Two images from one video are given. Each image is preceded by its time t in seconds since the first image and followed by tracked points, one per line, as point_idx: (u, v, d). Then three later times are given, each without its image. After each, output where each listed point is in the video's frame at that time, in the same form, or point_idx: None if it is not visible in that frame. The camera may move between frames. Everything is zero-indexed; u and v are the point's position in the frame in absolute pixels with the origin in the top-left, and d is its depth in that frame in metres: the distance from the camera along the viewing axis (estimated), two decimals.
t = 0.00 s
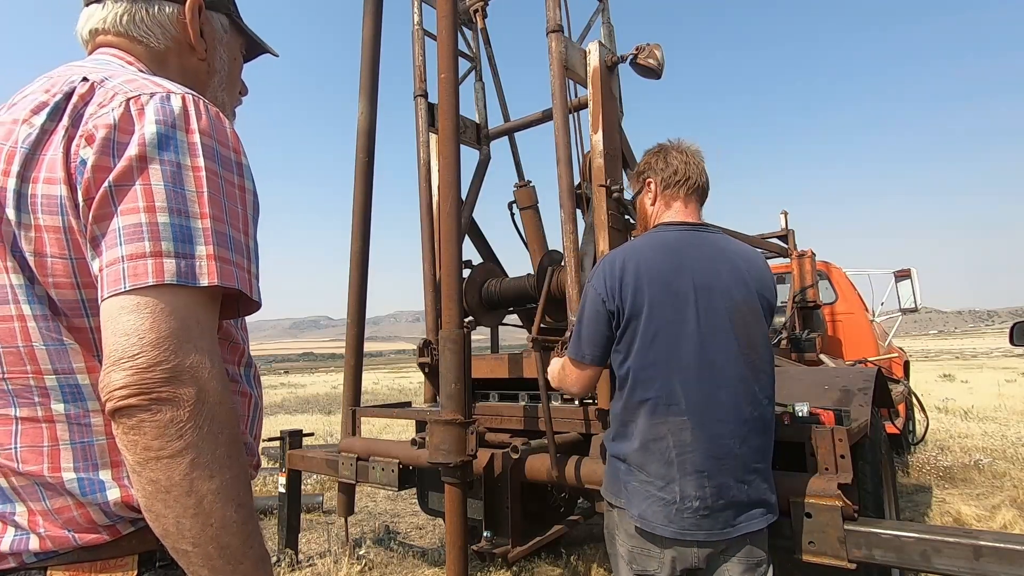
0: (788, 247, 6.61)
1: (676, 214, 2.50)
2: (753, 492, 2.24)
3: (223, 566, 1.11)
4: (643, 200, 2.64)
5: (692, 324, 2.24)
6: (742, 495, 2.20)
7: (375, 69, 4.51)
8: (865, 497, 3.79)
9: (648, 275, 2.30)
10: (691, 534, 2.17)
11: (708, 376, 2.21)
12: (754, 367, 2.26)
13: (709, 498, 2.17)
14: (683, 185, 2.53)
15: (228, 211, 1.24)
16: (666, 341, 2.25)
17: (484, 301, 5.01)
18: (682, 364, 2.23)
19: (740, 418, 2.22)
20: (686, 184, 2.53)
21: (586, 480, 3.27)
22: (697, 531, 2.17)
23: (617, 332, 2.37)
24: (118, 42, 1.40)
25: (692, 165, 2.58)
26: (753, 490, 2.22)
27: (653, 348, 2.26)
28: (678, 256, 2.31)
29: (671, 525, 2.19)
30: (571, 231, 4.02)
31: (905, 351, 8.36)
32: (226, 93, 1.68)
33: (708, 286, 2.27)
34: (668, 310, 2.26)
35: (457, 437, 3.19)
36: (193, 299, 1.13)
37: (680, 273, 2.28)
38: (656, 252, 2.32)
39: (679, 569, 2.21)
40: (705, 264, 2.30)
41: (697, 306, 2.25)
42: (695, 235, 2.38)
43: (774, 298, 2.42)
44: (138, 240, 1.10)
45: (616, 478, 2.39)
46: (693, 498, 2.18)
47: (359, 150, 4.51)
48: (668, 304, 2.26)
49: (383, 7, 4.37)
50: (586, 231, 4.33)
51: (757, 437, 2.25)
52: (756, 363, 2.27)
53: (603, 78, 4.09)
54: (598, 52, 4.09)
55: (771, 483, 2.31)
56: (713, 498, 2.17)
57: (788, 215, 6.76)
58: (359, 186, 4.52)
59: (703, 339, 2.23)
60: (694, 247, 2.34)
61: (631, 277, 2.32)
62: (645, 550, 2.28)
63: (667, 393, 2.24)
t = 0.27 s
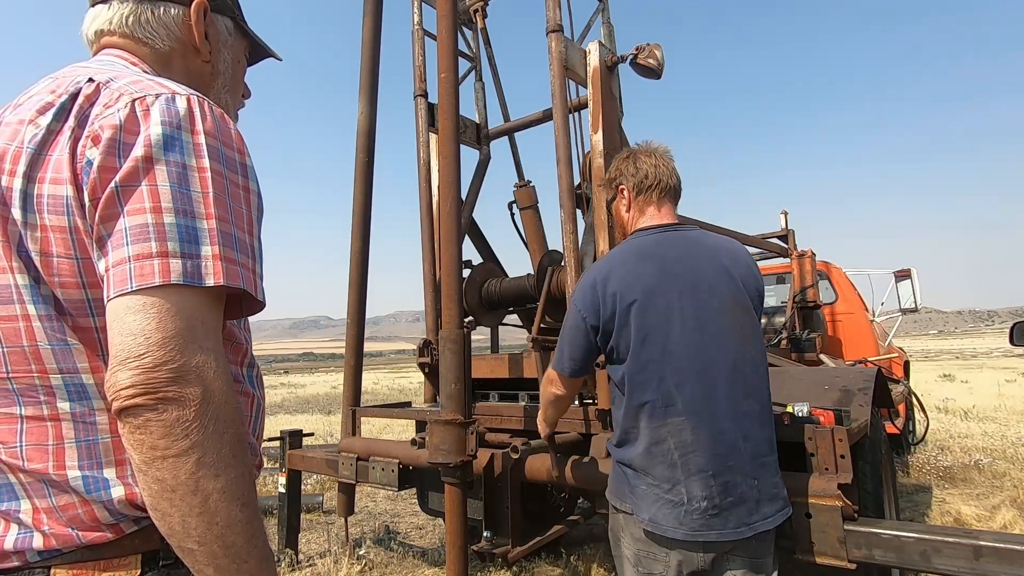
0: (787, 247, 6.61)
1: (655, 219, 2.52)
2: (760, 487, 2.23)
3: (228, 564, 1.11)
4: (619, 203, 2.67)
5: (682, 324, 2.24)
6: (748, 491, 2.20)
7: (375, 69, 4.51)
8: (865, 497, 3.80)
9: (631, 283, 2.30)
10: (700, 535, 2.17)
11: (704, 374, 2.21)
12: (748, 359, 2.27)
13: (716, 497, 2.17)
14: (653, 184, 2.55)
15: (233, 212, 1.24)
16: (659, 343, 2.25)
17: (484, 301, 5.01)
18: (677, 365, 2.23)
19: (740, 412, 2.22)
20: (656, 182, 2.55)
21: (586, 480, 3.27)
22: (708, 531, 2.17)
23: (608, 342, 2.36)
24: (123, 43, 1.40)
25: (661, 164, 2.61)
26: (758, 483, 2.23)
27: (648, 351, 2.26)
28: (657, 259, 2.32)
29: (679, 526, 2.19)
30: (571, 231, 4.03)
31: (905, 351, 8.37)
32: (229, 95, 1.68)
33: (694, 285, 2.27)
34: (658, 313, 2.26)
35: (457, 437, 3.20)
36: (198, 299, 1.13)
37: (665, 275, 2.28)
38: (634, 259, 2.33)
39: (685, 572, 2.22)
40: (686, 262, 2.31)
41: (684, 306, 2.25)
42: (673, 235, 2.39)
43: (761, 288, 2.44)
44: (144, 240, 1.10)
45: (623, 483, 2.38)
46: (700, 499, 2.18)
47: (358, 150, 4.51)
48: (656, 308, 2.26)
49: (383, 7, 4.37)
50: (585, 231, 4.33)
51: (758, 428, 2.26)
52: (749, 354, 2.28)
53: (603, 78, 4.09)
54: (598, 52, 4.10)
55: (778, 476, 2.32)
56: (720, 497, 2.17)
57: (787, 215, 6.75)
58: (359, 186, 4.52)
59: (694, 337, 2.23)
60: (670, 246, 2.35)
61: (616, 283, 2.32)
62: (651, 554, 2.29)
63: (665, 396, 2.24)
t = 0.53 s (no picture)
0: (788, 247, 6.61)
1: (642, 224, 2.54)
2: (754, 481, 2.23)
3: (227, 563, 1.11)
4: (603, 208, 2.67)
5: (665, 323, 2.25)
6: (743, 485, 2.19)
7: (375, 69, 4.51)
8: (865, 497, 3.80)
9: (611, 287, 2.32)
10: (696, 530, 2.16)
11: (690, 370, 2.21)
12: (734, 352, 2.27)
13: (710, 492, 2.16)
14: (636, 188, 2.55)
15: (232, 211, 1.24)
16: (643, 344, 2.26)
17: (484, 301, 5.01)
18: (663, 364, 2.23)
19: (729, 406, 2.22)
20: (638, 186, 2.55)
21: (586, 480, 3.27)
22: (705, 526, 2.16)
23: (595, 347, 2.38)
24: (122, 43, 1.40)
25: (641, 166, 2.61)
26: (753, 477, 2.22)
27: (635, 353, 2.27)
28: (635, 261, 2.34)
29: (675, 523, 2.18)
30: (571, 231, 4.03)
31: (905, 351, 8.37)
32: (228, 95, 1.68)
33: (676, 283, 2.29)
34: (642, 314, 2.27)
35: (457, 437, 3.19)
36: (197, 298, 1.13)
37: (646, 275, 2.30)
38: (613, 263, 2.35)
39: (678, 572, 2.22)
40: (664, 262, 2.33)
41: (666, 305, 2.26)
42: (651, 237, 2.42)
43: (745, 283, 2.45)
44: (143, 239, 1.10)
45: (621, 483, 2.38)
46: (694, 494, 2.17)
47: (359, 150, 4.51)
48: (638, 309, 2.28)
49: (383, 7, 4.37)
50: (586, 231, 4.33)
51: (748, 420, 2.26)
52: (735, 347, 2.28)
53: (603, 78, 4.09)
54: (598, 52, 4.10)
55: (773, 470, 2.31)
56: (714, 491, 2.16)
57: (788, 215, 6.75)
58: (359, 186, 4.52)
59: (678, 335, 2.24)
60: (647, 249, 2.37)
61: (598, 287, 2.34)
62: (644, 554, 2.29)
63: (653, 395, 2.24)
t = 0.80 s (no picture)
0: (788, 247, 6.61)
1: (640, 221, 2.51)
2: (733, 480, 2.23)
3: (224, 563, 1.11)
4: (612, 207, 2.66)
5: (648, 321, 2.28)
6: (716, 484, 2.19)
7: (375, 69, 4.51)
8: (865, 497, 3.79)
9: (602, 279, 2.36)
10: (659, 519, 2.20)
11: (668, 368, 2.24)
12: (718, 355, 2.27)
13: (679, 485, 2.19)
14: (645, 193, 2.52)
15: (229, 209, 1.24)
16: (625, 338, 2.31)
17: (484, 301, 5.01)
18: (642, 359, 2.27)
19: (708, 406, 2.23)
20: (646, 191, 2.52)
21: (586, 480, 3.27)
22: (669, 517, 2.19)
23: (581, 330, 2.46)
24: (118, 42, 1.40)
25: (657, 168, 2.56)
26: (729, 478, 2.22)
27: (619, 345, 2.32)
28: (629, 257, 2.35)
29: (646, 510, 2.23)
30: (571, 231, 4.02)
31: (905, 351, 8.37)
32: (225, 94, 1.67)
33: (667, 283, 2.29)
34: (628, 310, 2.31)
35: (457, 437, 3.19)
36: (194, 297, 1.13)
37: (638, 273, 2.32)
38: (608, 256, 2.38)
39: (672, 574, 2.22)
40: (658, 262, 2.33)
41: (653, 304, 2.28)
42: (652, 236, 2.42)
43: (742, 290, 2.44)
44: (139, 238, 1.10)
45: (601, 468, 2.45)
46: (664, 485, 2.21)
47: (359, 150, 4.51)
48: (624, 304, 2.32)
49: (383, 7, 4.37)
50: (586, 230, 4.33)
51: (729, 422, 2.26)
52: (720, 350, 2.28)
53: (603, 78, 4.09)
54: (598, 52, 4.10)
55: (753, 475, 2.30)
56: (684, 487, 2.18)
57: (788, 215, 6.75)
58: (359, 186, 4.52)
59: (660, 333, 2.26)
60: (646, 247, 2.37)
61: (590, 279, 2.38)
62: (638, 557, 2.29)
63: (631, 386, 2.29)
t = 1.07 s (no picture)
0: (788, 247, 6.61)
1: (656, 219, 2.52)
2: (732, 482, 2.22)
3: (223, 563, 1.11)
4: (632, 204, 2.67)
5: (653, 318, 2.29)
6: (712, 486, 2.19)
7: (375, 69, 4.51)
8: (865, 497, 3.79)
9: (612, 273, 2.38)
10: (653, 518, 2.23)
11: (669, 366, 2.25)
12: (720, 358, 2.26)
13: (674, 485, 2.20)
14: (663, 193, 2.52)
15: (227, 207, 1.24)
16: (629, 333, 2.33)
17: (484, 301, 5.01)
18: (644, 356, 2.28)
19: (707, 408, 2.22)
20: (666, 190, 2.52)
21: (586, 480, 3.27)
22: (662, 517, 2.21)
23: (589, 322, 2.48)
24: (114, 41, 1.40)
25: (679, 168, 2.54)
26: (726, 480, 2.21)
27: (623, 338, 2.34)
28: (641, 253, 2.36)
29: (639, 506, 2.26)
30: (571, 231, 4.02)
31: (905, 351, 8.36)
32: (221, 93, 1.67)
33: (677, 280, 2.29)
34: (635, 303, 2.33)
35: (457, 437, 3.19)
36: (192, 297, 1.13)
37: (647, 270, 2.33)
38: (620, 251, 2.39)
39: (667, 575, 2.23)
40: (668, 260, 2.33)
41: (658, 302, 2.29)
42: (670, 233, 2.42)
43: (753, 296, 2.42)
44: (136, 236, 1.10)
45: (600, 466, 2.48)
46: (658, 484, 2.22)
47: (359, 150, 4.51)
48: (630, 300, 2.33)
49: (383, 7, 4.37)
50: (586, 230, 4.33)
51: (729, 425, 2.25)
52: (723, 354, 2.27)
53: (603, 78, 4.09)
54: (598, 52, 4.10)
55: (753, 480, 2.28)
56: (678, 486, 2.19)
57: (788, 215, 6.75)
58: (359, 186, 4.52)
59: (663, 332, 2.27)
60: (659, 244, 2.37)
61: (602, 269, 2.40)
62: (634, 557, 2.31)
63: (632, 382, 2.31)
